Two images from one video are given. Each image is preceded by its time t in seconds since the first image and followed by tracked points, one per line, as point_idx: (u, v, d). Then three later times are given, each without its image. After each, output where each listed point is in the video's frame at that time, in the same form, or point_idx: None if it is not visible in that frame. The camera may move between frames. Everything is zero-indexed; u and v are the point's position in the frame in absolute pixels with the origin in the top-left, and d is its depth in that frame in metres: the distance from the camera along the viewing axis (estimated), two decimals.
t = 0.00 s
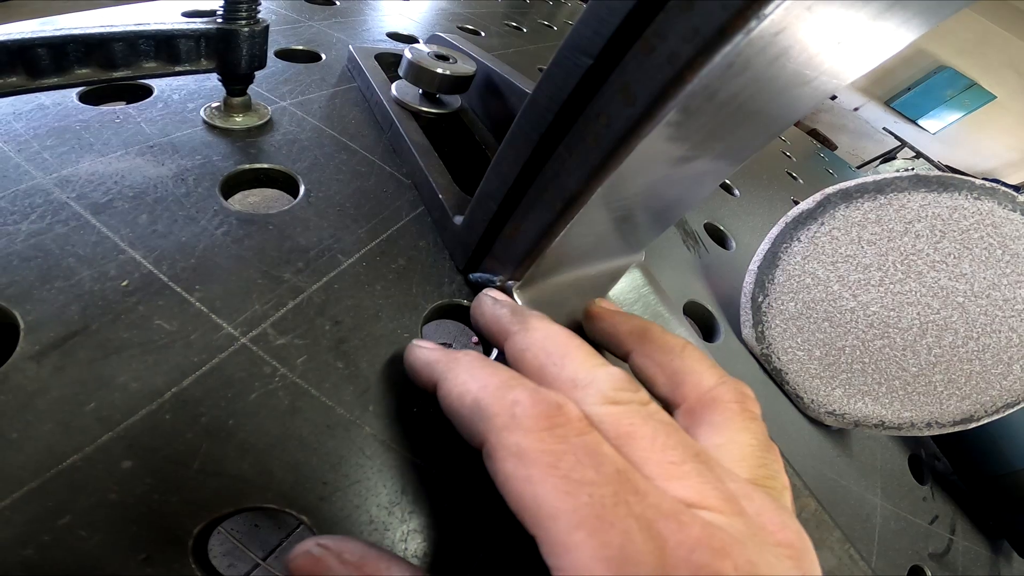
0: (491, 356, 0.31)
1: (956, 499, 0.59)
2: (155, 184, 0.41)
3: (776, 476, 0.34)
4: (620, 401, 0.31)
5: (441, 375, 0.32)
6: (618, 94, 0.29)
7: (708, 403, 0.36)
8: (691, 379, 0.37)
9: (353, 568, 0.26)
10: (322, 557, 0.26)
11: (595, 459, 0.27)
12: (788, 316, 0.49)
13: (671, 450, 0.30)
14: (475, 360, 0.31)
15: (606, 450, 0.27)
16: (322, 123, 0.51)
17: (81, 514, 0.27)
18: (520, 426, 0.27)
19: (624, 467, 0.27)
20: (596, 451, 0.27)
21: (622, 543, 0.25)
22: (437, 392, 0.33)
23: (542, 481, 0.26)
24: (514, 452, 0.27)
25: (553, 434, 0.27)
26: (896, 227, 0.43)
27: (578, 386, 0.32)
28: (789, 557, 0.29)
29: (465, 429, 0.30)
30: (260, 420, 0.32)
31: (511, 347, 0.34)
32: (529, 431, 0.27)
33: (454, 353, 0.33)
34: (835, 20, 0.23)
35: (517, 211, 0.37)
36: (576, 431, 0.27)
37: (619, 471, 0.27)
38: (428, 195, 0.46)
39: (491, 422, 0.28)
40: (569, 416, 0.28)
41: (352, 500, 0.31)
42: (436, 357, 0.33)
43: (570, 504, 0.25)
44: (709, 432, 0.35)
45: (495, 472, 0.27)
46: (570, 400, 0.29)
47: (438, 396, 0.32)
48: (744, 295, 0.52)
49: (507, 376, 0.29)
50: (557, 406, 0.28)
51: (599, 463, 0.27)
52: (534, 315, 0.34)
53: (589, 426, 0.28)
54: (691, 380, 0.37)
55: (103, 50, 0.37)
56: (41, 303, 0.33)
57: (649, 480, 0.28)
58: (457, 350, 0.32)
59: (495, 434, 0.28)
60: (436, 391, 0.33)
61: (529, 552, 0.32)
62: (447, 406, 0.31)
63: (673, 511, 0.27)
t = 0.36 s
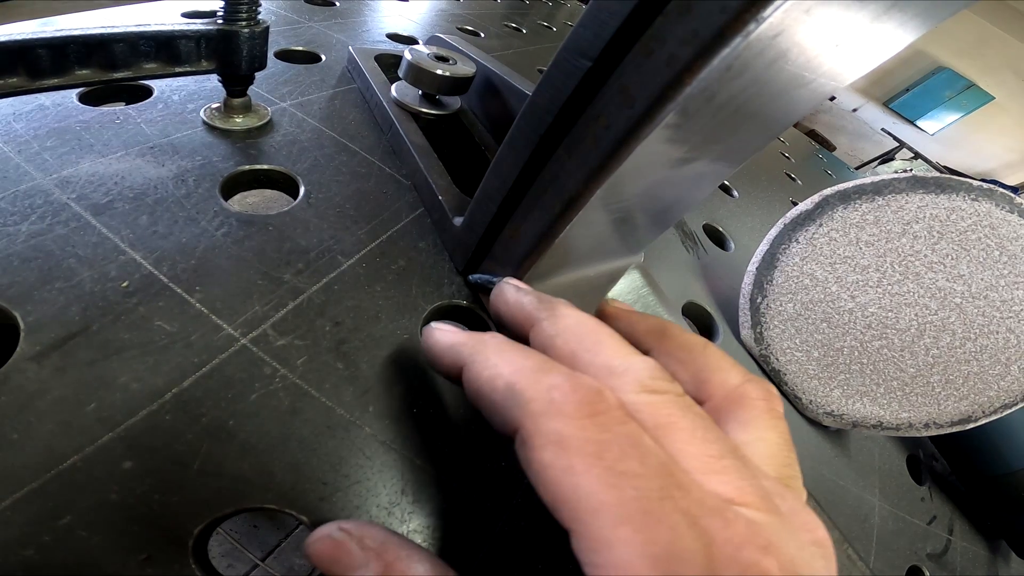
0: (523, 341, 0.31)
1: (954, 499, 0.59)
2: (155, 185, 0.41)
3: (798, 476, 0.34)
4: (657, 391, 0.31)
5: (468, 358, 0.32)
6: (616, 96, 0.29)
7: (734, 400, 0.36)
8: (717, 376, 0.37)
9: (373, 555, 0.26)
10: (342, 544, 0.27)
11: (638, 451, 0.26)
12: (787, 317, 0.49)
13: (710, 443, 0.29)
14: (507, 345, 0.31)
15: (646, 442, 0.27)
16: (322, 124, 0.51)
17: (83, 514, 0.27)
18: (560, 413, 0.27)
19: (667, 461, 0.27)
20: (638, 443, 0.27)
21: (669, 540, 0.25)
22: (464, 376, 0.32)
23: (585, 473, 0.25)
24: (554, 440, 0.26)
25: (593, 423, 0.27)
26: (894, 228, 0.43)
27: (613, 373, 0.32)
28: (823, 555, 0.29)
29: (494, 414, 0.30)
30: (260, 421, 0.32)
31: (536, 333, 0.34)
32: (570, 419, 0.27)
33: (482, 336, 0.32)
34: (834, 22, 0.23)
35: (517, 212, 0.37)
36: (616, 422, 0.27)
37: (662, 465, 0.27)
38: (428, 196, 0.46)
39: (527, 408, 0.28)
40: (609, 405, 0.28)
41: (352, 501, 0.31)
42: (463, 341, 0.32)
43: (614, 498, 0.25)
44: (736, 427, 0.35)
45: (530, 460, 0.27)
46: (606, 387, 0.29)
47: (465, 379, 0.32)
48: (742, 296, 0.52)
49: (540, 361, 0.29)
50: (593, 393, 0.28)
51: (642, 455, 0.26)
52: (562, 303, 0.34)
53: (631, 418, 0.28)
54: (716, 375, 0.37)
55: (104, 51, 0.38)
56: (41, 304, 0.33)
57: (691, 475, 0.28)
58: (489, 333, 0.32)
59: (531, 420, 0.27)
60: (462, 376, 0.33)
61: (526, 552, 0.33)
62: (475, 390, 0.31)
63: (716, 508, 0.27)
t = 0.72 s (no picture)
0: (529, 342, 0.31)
1: (954, 498, 0.60)
2: (154, 185, 0.41)
3: (800, 473, 0.34)
4: (663, 390, 0.31)
5: (475, 361, 0.32)
6: (615, 96, 0.29)
7: (737, 398, 0.36)
8: (720, 375, 0.37)
9: (383, 547, 0.27)
10: (353, 536, 0.27)
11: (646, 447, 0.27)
12: (786, 316, 0.49)
13: (717, 440, 0.29)
14: (513, 346, 0.31)
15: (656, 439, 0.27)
16: (321, 124, 0.51)
17: (82, 514, 0.27)
18: (568, 411, 0.27)
19: (676, 456, 0.27)
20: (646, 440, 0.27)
21: (683, 534, 0.25)
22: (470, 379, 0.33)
23: (597, 470, 0.26)
24: (563, 438, 0.27)
25: (601, 420, 0.27)
26: (891, 228, 0.43)
27: (618, 373, 0.32)
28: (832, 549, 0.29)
29: (502, 414, 0.30)
30: (259, 420, 0.32)
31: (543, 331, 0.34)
32: (579, 416, 0.27)
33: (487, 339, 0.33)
34: (832, 21, 0.23)
35: (517, 212, 0.37)
36: (625, 419, 0.27)
37: (671, 460, 0.27)
38: (427, 196, 0.46)
39: (536, 407, 0.28)
40: (617, 403, 0.28)
41: (352, 501, 0.31)
42: (468, 343, 0.33)
43: (626, 494, 0.25)
44: (739, 425, 0.35)
45: (540, 457, 0.27)
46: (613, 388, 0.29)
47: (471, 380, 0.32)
48: (741, 296, 0.52)
49: (546, 361, 0.30)
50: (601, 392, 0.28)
51: (651, 451, 0.27)
52: (569, 302, 0.34)
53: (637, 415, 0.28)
54: (720, 375, 0.37)
55: (104, 51, 0.38)
56: (41, 304, 0.33)
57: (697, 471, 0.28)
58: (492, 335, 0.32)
59: (540, 418, 0.28)
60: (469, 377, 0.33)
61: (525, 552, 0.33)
62: (483, 392, 0.31)
63: (727, 503, 0.27)
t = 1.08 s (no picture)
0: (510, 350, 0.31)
1: (954, 498, 0.60)
2: (153, 185, 0.41)
3: (790, 475, 0.34)
4: (648, 393, 0.31)
5: (459, 368, 0.32)
6: (613, 95, 0.29)
7: (725, 399, 0.36)
8: (710, 377, 0.37)
9: (378, 549, 0.27)
10: (349, 538, 0.27)
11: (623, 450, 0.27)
12: (786, 316, 0.49)
13: (699, 442, 0.29)
14: (495, 354, 0.31)
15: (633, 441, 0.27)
16: (320, 125, 0.51)
17: (81, 514, 0.27)
18: (546, 416, 0.27)
19: (653, 458, 0.27)
20: (623, 442, 0.27)
21: (658, 536, 0.25)
22: (455, 386, 0.33)
23: (573, 472, 0.26)
24: (541, 443, 0.27)
25: (578, 424, 0.27)
26: (892, 227, 0.43)
27: (604, 376, 0.32)
28: (818, 550, 0.29)
29: (486, 421, 0.30)
30: (258, 421, 0.32)
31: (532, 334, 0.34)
32: (556, 421, 0.27)
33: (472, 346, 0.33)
34: (831, 20, 0.23)
35: (515, 211, 0.37)
36: (602, 423, 0.27)
37: (648, 462, 0.27)
38: (426, 196, 0.46)
39: (516, 413, 0.28)
40: (595, 408, 0.28)
41: (351, 501, 0.31)
42: (453, 352, 0.33)
43: (601, 496, 0.25)
44: (728, 427, 0.35)
45: (519, 462, 0.27)
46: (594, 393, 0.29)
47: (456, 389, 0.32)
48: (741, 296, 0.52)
49: (527, 368, 0.29)
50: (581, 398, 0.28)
51: (628, 454, 0.26)
52: (557, 304, 0.34)
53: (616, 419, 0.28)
54: (709, 376, 0.37)
55: (103, 51, 0.38)
56: (40, 304, 0.33)
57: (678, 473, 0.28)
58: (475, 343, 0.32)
59: (519, 424, 0.28)
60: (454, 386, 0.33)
61: (525, 552, 0.33)
62: (466, 400, 0.31)
63: (706, 504, 0.27)
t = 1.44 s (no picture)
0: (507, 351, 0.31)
1: (955, 498, 0.60)
2: (154, 187, 0.41)
3: (788, 474, 0.34)
4: (645, 392, 0.31)
5: (456, 370, 0.32)
6: (610, 96, 0.29)
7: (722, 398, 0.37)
8: (708, 377, 0.37)
9: (377, 548, 0.27)
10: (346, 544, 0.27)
11: (618, 450, 0.27)
12: (785, 316, 0.49)
13: (696, 441, 0.29)
14: (492, 355, 0.31)
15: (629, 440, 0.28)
16: (320, 127, 0.52)
17: (83, 513, 0.27)
18: (543, 416, 0.27)
19: (649, 458, 0.27)
20: (619, 441, 0.27)
21: (655, 535, 0.25)
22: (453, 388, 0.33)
23: (569, 471, 0.26)
24: (538, 443, 0.27)
25: (574, 423, 0.27)
26: (890, 227, 0.43)
27: (602, 375, 0.32)
28: (814, 548, 0.29)
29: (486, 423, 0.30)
30: (259, 421, 0.32)
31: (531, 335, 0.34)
32: (552, 421, 0.27)
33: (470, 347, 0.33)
34: (827, 20, 0.23)
35: (514, 212, 0.37)
36: (600, 422, 0.27)
37: (644, 462, 0.27)
38: (426, 198, 0.46)
39: (512, 413, 0.28)
40: (591, 407, 0.28)
41: (351, 501, 0.31)
42: (450, 353, 0.33)
43: (598, 495, 0.25)
44: (726, 426, 0.35)
45: (516, 462, 0.27)
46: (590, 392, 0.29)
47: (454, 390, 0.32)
48: (740, 296, 0.52)
49: (523, 369, 0.30)
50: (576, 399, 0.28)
51: (624, 453, 0.27)
52: (556, 304, 0.34)
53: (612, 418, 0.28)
54: (707, 375, 0.37)
55: (105, 54, 0.38)
56: (42, 305, 0.33)
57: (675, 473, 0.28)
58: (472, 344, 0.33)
59: (516, 424, 0.28)
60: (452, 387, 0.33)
61: (525, 552, 0.33)
62: (464, 401, 0.31)
63: (703, 503, 0.27)
